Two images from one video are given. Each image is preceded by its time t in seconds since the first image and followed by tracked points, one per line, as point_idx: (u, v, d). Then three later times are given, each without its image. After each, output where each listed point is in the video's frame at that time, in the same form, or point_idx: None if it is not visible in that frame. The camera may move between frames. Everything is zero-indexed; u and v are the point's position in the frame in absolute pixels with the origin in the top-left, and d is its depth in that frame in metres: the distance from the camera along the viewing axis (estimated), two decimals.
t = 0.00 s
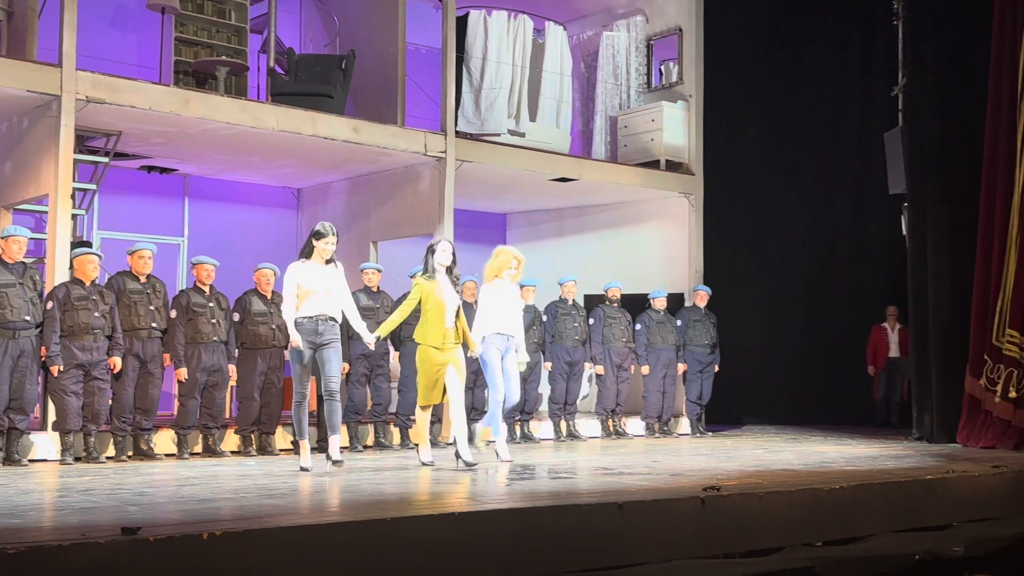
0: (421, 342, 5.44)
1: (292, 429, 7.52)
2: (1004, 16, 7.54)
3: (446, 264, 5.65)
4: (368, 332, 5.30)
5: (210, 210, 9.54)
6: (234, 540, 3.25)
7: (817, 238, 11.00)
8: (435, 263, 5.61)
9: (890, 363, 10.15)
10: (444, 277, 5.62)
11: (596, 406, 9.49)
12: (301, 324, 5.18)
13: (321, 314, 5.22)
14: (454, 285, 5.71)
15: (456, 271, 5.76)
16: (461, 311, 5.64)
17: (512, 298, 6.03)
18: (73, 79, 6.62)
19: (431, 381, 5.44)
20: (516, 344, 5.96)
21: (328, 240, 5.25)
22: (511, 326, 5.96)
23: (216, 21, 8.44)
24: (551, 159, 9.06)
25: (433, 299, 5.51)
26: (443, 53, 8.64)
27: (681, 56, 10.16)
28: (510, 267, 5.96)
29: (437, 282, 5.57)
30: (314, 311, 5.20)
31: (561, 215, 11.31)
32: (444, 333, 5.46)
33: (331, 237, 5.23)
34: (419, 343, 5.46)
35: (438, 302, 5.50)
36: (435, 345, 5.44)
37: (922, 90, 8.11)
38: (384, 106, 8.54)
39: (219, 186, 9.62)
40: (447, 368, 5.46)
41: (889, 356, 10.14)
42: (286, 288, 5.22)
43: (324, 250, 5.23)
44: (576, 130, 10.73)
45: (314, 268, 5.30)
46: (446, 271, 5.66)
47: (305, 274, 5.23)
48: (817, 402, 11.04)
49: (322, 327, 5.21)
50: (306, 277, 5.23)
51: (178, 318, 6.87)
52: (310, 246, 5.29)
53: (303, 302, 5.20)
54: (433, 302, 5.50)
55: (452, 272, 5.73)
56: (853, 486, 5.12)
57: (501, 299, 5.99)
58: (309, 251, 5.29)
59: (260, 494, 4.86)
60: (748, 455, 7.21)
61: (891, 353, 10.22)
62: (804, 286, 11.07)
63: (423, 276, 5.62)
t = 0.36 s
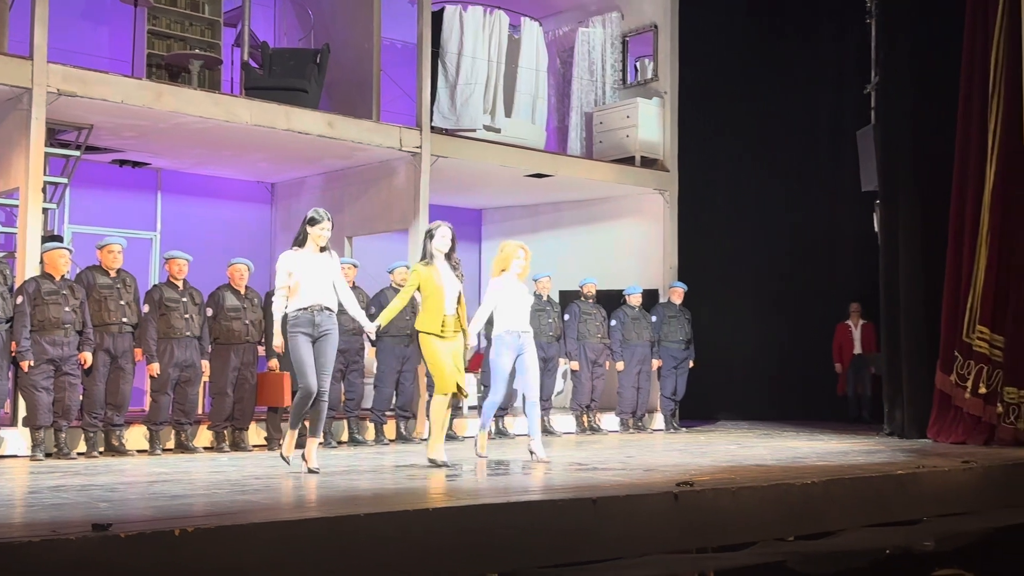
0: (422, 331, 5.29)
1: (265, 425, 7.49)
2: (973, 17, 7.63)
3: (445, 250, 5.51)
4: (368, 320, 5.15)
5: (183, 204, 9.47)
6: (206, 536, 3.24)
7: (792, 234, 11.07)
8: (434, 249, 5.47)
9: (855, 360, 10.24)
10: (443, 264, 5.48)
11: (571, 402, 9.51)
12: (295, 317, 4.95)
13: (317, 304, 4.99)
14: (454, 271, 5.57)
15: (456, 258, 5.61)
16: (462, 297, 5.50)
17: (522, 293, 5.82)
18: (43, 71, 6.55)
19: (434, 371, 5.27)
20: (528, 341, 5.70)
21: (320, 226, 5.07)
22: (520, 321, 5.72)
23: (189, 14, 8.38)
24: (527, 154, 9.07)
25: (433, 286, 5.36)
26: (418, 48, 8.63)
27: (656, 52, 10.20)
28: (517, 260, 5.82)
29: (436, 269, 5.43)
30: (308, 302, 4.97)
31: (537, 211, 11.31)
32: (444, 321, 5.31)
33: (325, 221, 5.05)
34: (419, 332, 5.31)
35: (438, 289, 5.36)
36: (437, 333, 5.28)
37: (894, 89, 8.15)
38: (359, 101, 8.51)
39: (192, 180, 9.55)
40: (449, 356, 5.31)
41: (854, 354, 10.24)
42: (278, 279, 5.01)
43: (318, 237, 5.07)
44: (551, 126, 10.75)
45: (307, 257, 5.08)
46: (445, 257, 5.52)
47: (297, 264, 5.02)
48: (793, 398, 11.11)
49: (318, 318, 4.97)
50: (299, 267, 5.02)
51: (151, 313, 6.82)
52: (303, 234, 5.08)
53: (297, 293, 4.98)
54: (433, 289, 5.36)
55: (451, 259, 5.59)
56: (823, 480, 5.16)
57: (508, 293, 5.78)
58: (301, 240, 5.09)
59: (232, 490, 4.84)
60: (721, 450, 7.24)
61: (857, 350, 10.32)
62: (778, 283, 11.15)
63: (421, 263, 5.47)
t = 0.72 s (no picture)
0: (420, 329, 5.03)
1: (238, 421, 7.48)
2: (946, 17, 7.70)
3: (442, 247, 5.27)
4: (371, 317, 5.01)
5: (156, 200, 9.40)
6: (177, 535, 3.21)
7: (767, 232, 11.12)
8: (431, 246, 5.22)
9: (829, 357, 10.29)
10: (441, 262, 5.25)
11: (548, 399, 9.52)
12: (302, 316, 4.81)
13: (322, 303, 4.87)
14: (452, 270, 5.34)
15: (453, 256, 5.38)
16: (461, 296, 5.25)
17: (525, 281, 5.75)
18: (14, 65, 6.46)
19: (434, 371, 4.99)
20: (533, 331, 5.69)
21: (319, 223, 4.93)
22: (528, 312, 5.67)
23: (162, 8, 8.31)
24: (503, 151, 9.06)
25: (431, 284, 5.13)
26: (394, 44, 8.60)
27: (633, 50, 10.22)
28: (517, 249, 5.73)
29: (434, 267, 5.20)
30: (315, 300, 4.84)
31: (513, 207, 11.29)
32: (443, 320, 5.06)
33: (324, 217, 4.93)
34: (417, 332, 5.05)
35: (437, 287, 5.12)
36: (435, 331, 5.03)
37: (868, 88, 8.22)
38: (335, 96, 8.48)
39: (167, 175, 9.49)
40: (448, 356, 5.05)
41: (827, 351, 10.29)
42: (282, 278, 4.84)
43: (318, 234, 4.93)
44: (527, 123, 10.74)
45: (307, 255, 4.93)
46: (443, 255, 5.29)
47: (299, 262, 4.87)
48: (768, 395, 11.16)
49: (323, 317, 4.86)
50: (301, 265, 4.87)
51: (124, 309, 6.77)
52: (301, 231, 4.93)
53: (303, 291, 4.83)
54: (432, 288, 5.12)
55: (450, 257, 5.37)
56: (797, 477, 5.18)
57: (512, 285, 5.70)
58: (300, 238, 4.93)
59: (205, 488, 4.81)
60: (696, 447, 7.26)
61: (829, 346, 10.36)
62: (755, 280, 11.20)
63: (417, 261, 5.25)
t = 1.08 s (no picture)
0: (412, 324, 4.89)
1: (209, 419, 7.42)
2: (914, 18, 7.78)
3: (437, 238, 5.07)
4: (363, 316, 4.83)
5: (126, 196, 9.32)
6: (145, 533, 3.18)
7: (739, 229, 11.18)
8: (426, 237, 5.05)
9: (804, 352, 10.31)
10: (435, 253, 5.07)
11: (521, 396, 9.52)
12: (312, 306, 4.62)
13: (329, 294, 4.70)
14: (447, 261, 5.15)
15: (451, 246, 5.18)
16: (457, 288, 5.09)
17: (529, 277, 5.50)
18: None
19: (427, 366, 4.88)
20: (538, 329, 5.42)
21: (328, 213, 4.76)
22: (534, 309, 5.42)
23: (132, 2, 8.23)
24: (476, 148, 9.05)
25: (425, 276, 4.96)
26: (367, 40, 8.56)
27: (606, 48, 10.24)
28: (523, 241, 5.48)
29: (428, 259, 5.03)
30: (324, 291, 4.67)
31: (485, 204, 11.29)
32: (436, 314, 4.91)
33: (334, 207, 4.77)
34: (410, 326, 4.91)
35: (430, 280, 4.95)
36: (429, 325, 4.90)
37: (838, 87, 8.31)
38: (307, 92, 8.43)
39: (137, 171, 9.42)
40: (441, 350, 4.91)
41: (803, 346, 10.31)
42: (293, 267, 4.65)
43: (326, 224, 4.74)
44: (501, 120, 10.73)
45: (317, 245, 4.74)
46: (439, 246, 5.10)
47: (310, 252, 4.70)
48: (742, 392, 11.21)
49: (330, 309, 4.68)
50: (312, 255, 4.70)
51: (91, 305, 6.71)
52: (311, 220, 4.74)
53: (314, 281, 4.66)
54: (425, 281, 4.96)
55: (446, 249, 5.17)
56: (768, 472, 5.20)
57: (516, 279, 5.45)
58: (310, 226, 4.74)
59: (175, 485, 4.78)
60: (667, 444, 7.29)
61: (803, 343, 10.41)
62: (728, 278, 11.25)
63: (411, 252, 5.07)
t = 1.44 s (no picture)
0: (411, 324, 4.84)
1: (185, 419, 7.38)
2: (891, 19, 7.83)
3: (437, 238, 5.03)
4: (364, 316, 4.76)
5: (103, 194, 9.26)
6: (119, 534, 3.15)
7: (718, 229, 11.22)
8: (424, 237, 5.02)
9: (783, 352, 10.37)
10: (435, 252, 5.03)
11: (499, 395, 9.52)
12: (308, 308, 4.54)
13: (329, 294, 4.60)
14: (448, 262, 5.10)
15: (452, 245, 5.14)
16: (458, 287, 5.03)
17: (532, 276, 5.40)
18: None
19: (426, 367, 4.83)
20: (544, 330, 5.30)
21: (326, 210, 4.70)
22: (536, 310, 5.33)
23: None
24: (454, 147, 9.03)
25: (424, 276, 4.93)
26: (345, 38, 8.53)
27: (584, 48, 10.25)
28: (528, 240, 5.40)
29: (427, 259, 4.98)
30: (321, 292, 4.57)
31: (464, 203, 11.29)
32: (435, 314, 4.85)
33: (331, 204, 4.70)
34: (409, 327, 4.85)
35: (429, 280, 4.91)
36: (428, 326, 4.84)
37: (815, 86, 8.37)
38: (284, 90, 8.39)
39: (113, 169, 9.35)
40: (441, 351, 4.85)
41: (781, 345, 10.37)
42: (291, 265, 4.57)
43: (325, 222, 4.69)
44: (479, 119, 10.68)
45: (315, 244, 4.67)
46: (439, 245, 5.05)
47: (307, 250, 4.61)
48: (722, 391, 11.24)
49: (330, 310, 4.59)
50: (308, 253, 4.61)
51: (62, 304, 6.67)
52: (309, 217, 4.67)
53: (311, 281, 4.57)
54: (423, 281, 4.92)
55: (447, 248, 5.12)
56: (745, 471, 5.21)
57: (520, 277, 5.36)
58: (309, 224, 4.67)
59: (149, 485, 4.74)
60: (645, 443, 7.30)
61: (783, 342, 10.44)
62: (708, 277, 11.28)
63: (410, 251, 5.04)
